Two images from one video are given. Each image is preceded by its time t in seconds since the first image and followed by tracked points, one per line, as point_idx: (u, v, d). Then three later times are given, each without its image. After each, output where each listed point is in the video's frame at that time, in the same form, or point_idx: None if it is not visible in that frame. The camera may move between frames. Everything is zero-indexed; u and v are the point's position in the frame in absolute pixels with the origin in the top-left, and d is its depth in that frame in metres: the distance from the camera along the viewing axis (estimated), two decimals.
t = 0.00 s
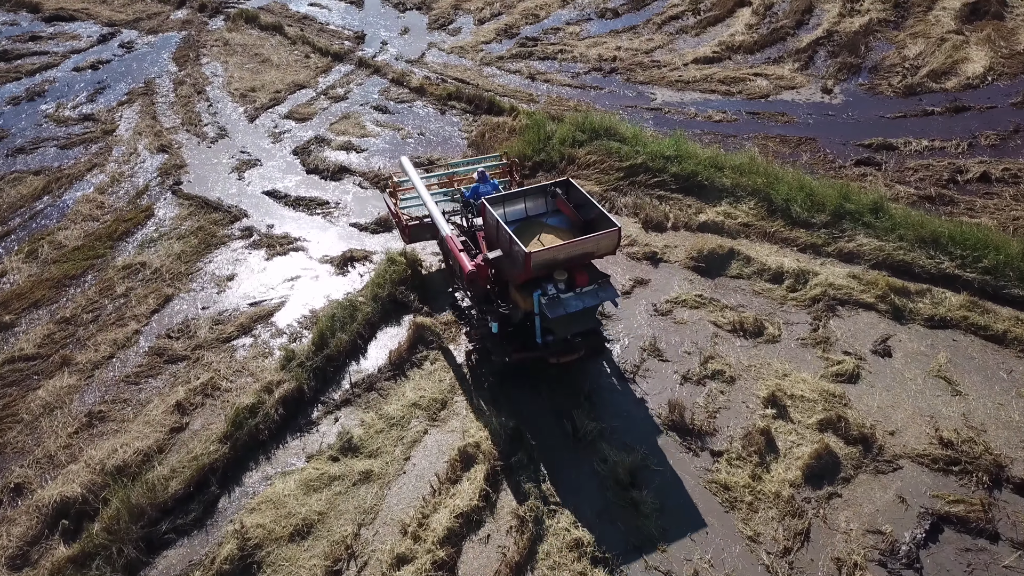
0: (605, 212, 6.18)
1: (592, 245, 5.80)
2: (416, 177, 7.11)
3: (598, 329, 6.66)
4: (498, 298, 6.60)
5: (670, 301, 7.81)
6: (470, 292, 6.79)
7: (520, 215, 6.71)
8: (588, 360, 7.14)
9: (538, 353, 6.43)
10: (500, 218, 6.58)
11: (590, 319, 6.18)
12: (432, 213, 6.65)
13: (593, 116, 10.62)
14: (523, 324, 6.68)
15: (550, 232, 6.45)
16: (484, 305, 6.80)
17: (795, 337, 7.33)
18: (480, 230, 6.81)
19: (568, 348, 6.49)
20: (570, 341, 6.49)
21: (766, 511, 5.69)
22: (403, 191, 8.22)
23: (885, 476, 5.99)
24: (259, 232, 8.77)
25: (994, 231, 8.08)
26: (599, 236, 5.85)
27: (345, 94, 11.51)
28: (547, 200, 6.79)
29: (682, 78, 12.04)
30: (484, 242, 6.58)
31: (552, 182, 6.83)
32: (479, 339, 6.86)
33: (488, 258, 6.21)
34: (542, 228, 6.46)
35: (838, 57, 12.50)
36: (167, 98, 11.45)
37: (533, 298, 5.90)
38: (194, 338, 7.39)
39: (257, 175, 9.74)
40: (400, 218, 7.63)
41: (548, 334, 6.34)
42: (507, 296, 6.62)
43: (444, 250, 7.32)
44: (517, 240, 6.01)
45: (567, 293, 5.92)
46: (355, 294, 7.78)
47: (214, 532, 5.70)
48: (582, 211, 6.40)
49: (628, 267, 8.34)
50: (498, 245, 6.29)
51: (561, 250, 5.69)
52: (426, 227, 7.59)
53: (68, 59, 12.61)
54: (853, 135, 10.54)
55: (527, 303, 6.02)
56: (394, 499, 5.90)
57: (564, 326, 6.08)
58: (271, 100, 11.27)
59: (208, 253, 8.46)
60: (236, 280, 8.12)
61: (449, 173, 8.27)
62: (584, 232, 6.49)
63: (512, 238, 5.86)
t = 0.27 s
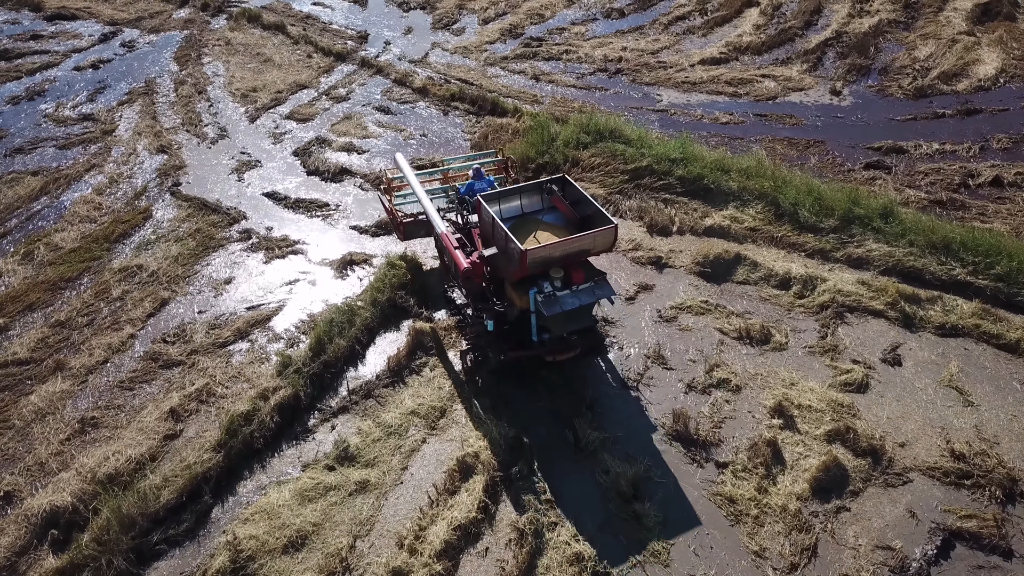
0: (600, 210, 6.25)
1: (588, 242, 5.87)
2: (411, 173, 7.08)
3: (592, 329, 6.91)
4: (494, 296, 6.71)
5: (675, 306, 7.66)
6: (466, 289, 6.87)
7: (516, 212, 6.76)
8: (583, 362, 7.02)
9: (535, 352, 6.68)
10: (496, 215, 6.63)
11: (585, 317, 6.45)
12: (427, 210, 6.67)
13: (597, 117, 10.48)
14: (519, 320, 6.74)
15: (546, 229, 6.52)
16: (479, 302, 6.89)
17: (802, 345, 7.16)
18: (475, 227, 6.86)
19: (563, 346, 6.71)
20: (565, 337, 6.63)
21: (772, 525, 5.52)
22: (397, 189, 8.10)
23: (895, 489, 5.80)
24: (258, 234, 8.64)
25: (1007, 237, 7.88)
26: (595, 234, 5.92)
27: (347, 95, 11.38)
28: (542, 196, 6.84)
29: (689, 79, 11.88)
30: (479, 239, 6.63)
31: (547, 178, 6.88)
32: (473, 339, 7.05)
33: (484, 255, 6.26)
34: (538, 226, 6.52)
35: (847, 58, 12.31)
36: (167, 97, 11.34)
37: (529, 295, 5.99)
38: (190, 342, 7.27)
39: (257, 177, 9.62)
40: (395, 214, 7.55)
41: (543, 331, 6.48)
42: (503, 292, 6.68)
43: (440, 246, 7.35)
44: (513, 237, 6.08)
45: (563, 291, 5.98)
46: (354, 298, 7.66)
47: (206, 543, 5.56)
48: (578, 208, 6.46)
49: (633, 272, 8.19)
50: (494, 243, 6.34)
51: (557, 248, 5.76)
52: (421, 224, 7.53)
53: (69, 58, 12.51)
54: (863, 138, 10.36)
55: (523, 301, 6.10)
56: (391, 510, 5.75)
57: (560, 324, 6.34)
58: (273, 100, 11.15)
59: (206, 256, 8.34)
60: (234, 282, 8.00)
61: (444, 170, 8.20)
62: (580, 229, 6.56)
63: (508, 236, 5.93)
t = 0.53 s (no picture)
0: (597, 205, 6.12)
1: (584, 238, 5.74)
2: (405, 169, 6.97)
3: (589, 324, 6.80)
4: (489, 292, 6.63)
5: (680, 311, 7.49)
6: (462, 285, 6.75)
7: (511, 208, 6.63)
8: (580, 366, 6.88)
9: (530, 348, 6.59)
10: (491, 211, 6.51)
11: (581, 312, 6.27)
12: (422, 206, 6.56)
13: (602, 117, 10.32)
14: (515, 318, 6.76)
15: (542, 225, 6.39)
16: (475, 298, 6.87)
17: (810, 352, 6.97)
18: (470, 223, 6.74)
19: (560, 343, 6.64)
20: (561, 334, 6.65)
21: (779, 540, 5.33)
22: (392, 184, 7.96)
23: (906, 503, 5.59)
24: (256, 236, 8.51)
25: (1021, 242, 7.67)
26: (591, 229, 5.79)
27: (349, 94, 11.24)
28: (539, 191, 6.71)
29: (695, 80, 11.70)
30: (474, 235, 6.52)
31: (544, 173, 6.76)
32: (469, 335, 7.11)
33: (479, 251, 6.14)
34: (533, 220, 6.39)
35: (857, 59, 12.11)
36: (167, 96, 11.21)
37: (524, 291, 5.86)
38: (185, 346, 7.13)
39: (256, 177, 9.48)
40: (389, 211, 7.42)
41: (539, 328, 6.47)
42: (498, 289, 6.58)
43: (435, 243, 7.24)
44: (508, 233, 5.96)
45: (559, 287, 5.87)
46: (353, 302, 7.51)
47: (196, 554, 5.41)
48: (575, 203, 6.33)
49: (637, 276, 8.02)
50: (489, 239, 6.22)
51: (553, 244, 5.63)
52: (416, 220, 7.41)
53: (69, 56, 12.40)
54: (873, 140, 10.17)
55: (518, 298, 6.00)
56: (387, 520, 5.58)
57: (556, 320, 6.21)
58: (274, 99, 11.02)
59: (203, 257, 8.20)
60: (231, 284, 7.87)
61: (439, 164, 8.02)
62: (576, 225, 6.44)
63: (503, 231, 5.81)
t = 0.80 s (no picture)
0: (595, 198, 6.00)
1: (583, 231, 5.61)
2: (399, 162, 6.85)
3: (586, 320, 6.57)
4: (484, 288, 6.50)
5: (685, 317, 7.30)
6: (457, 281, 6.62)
7: (507, 201, 6.51)
8: (579, 370, 6.71)
9: (526, 344, 6.34)
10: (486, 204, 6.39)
11: (579, 307, 6.14)
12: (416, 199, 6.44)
13: (607, 117, 10.14)
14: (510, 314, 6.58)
15: (538, 219, 6.27)
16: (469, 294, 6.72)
17: (820, 359, 6.76)
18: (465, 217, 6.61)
19: (556, 339, 6.43)
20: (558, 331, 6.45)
21: (787, 554, 5.10)
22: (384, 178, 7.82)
23: (920, 517, 5.35)
24: (253, 236, 8.35)
25: None
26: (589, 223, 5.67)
27: (350, 92, 11.08)
28: (535, 185, 6.59)
29: (703, 79, 11.50)
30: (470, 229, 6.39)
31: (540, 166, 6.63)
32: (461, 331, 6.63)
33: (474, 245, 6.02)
34: (530, 214, 6.27)
35: (867, 58, 11.89)
36: (167, 93, 11.07)
37: (522, 286, 5.73)
38: (178, 349, 6.97)
39: (255, 176, 9.33)
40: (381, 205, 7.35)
41: (536, 325, 6.32)
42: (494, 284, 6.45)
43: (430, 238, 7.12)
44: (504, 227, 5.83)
45: (557, 283, 5.74)
46: (351, 306, 7.34)
47: (185, 565, 5.23)
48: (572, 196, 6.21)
49: (642, 280, 7.84)
50: (484, 233, 6.10)
51: (551, 238, 5.50)
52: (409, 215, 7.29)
53: (69, 53, 12.27)
54: (884, 141, 9.95)
55: (515, 293, 5.89)
56: (383, 531, 5.39)
57: (553, 316, 6.03)
58: (274, 97, 10.86)
59: (199, 258, 8.05)
60: (227, 285, 7.71)
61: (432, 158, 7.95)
62: (573, 219, 6.32)
63: (500, 224, 5.68)
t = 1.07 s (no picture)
0: (593, 191, 5.92)
1: (581, 225, 5.53)
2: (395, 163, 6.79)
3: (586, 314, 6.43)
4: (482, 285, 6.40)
5: (694, 323, 7.10)
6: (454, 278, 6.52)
7: (504, 197, 6.44)
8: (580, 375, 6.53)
9: (525, 340, 6.21)
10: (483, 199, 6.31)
11: (578, 302, 6.01)
12: (412, 195, 6.35)
13: (615, 117, 9.94)
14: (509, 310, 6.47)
15: (536, 214, 6.19)
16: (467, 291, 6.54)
17: (833, 368, 6.54)
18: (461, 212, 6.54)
19: (555, 334, 6.29)
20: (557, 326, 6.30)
21: (798, 573, 4.88)
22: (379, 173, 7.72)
23: (938, 534, 5.13)
24: (252, 236, 8.18)
25: None
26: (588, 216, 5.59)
27: (354, 90, 10.91)
28: (532, 179, 6.52)
29: (713, 78, 11.29)
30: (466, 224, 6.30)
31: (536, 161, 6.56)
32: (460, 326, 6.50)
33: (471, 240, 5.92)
34: (527, 210, 6.19)
35: (881, 58, 11.65)
36: (168, 91, 10.92)
37: (520, 282, 5.63)
38: (173, 352, 6.80)
39: (255, 175, 9.16)
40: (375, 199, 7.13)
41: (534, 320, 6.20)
42: (491, 280, 6.36)
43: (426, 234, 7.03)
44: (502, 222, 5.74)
45: (556, 277, 5.64)
46: (351, 309, 7.17)
47: None
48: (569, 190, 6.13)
49: (650, 284, 7.64)
50: (482, 227, 6.03)
51: (549, 231, 5.41)
52: (403, 210, 7.09)
53: (71, 49, 12.14)
54: (899, 143, 9.71)
55: (513, 288, 5.80)
56: (379, 543, 5.19)
57: (553, 311, 5.87)
58: (277, 95, 10.70)
59: (197, 259, 7.88)
60: (225, 287, 7.54)
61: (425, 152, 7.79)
62: (571, 213, 6.24)
63: (497, 218, 5.59)
